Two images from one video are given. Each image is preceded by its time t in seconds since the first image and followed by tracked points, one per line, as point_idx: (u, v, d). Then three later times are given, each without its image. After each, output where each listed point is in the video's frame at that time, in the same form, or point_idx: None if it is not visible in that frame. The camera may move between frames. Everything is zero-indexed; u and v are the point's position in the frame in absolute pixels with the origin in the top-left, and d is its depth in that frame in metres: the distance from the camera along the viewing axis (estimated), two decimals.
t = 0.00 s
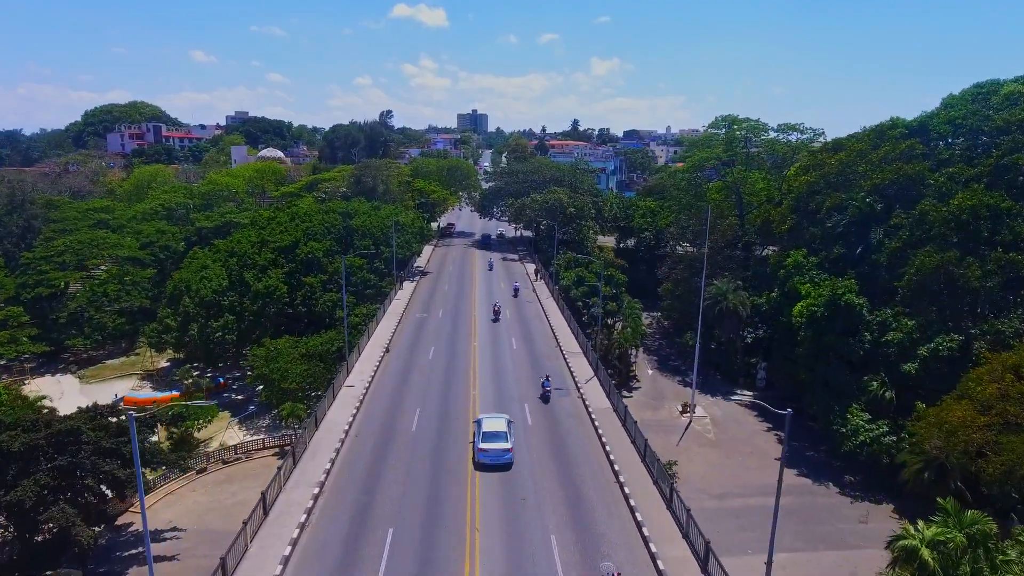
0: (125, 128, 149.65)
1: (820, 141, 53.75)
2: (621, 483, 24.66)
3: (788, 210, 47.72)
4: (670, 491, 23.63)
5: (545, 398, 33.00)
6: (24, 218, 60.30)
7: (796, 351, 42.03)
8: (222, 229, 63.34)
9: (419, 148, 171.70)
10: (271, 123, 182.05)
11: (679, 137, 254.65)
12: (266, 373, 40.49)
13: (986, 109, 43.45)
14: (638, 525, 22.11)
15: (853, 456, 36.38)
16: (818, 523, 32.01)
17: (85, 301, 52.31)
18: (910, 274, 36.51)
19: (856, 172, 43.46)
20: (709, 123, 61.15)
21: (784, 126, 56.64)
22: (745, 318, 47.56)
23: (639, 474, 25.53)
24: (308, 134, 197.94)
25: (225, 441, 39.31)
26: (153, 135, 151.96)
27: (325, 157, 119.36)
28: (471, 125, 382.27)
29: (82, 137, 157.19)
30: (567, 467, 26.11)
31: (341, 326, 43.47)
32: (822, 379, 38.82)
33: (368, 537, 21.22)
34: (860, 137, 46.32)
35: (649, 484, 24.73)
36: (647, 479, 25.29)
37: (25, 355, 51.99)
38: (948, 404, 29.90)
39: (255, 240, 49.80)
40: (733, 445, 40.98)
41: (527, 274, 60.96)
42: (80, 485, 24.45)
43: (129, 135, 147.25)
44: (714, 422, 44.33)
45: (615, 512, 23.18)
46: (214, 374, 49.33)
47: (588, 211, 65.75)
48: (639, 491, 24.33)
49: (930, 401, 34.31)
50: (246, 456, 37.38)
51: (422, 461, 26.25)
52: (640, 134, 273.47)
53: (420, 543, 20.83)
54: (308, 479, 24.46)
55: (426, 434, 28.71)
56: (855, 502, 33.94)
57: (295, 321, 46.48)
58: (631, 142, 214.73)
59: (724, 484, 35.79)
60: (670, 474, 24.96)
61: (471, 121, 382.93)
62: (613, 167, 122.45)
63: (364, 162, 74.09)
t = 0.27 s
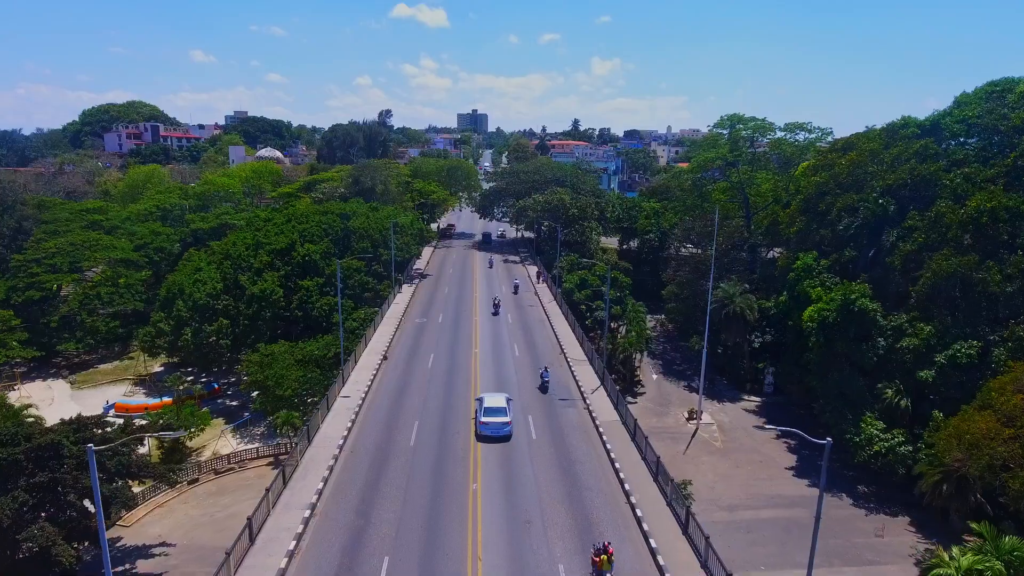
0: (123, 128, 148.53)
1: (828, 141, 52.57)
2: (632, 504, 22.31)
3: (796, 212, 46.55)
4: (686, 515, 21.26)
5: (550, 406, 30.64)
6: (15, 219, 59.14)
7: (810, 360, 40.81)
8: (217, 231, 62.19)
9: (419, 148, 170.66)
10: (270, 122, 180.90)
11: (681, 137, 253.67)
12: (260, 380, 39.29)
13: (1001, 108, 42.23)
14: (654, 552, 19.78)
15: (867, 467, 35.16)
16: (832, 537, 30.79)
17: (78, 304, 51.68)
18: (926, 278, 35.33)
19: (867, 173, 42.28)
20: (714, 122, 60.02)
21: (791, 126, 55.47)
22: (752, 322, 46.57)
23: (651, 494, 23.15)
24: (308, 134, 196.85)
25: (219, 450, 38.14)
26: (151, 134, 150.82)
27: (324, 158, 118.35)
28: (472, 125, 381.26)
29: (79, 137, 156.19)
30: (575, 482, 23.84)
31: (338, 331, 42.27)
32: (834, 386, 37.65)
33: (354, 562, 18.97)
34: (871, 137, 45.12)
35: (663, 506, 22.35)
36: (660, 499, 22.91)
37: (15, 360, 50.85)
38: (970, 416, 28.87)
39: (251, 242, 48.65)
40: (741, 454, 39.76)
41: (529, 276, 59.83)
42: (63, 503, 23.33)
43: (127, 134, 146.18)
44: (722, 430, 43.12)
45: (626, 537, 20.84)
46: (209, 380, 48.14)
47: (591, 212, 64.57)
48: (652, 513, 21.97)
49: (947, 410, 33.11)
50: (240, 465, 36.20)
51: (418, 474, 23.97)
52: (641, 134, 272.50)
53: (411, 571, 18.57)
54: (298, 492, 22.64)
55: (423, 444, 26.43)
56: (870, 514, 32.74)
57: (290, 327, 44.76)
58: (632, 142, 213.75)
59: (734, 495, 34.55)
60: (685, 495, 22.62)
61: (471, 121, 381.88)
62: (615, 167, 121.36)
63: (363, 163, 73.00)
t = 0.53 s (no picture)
0: (120, 128, 147.18)
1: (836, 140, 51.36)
2: (646, 531, 20.64)
3: (806, 213, 45.33)
4: (705, 543, 19.55)
5: (555, 420, 28.96)
6: (6, 220, 57.86)
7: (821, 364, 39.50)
8: (213, 233, 61.01)
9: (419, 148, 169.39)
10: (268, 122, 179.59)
11: (681, 137, 252.61)
12: (254, 387, 38.08)
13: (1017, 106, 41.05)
14: None
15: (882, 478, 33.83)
16: (848, 552, 29.51)
17: (69, 308, 50.36)
18: (943, 281, 34.07)
19: (879, 173, 41.09)
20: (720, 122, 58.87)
21: (798, 125, 54.28)
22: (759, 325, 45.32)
23: (665, 519, 21.52)
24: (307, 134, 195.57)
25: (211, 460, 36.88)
26: (149, 134, 149.46)
27: (323, 158, 117.07)
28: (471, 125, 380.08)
29: (76, 137, 154.86)
30: (584, 502, 22.39)
31: (334, 335, 41.04)
32: (847, 393, 36.37)
33: None
34: (882, 136, 43.93)
35: (680, 533, 20.66)
36: (676, 525, 21.23)
37: (4, 365, 49.56)
38: (994, 426, 27.53)
39: (245, 244, 47.44)
40: (750, 463, 38.49)
41: (530, 278, 58.62)
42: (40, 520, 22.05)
43: (123, 134, 144.86)
44: (729, 438, 41.87)
45: (640, 568, 19.15)
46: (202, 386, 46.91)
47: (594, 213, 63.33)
48: (668, 542, 20.24)
49: (966, 419, 31.85)
50: (232, 476, 34.95)
51: (420, 484, 23.12)
52: (641, 134, 271.29)
53: None
54: (286, 515, 21.06)
55: (421, 463, 24.80)
56: (886, 527, 31.44)
57: (288, 330, 44.02)
58: (633, 142, 212.59)
59: (744, 507, 33.29)
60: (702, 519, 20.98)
61: (471, 121, 380.62)
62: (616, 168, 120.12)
63: (361, 163, 71.80)
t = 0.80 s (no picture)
0: (117, 128, 145.99)
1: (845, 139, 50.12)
2: (661, 560, 19.09)
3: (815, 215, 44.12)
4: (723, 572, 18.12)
5: (560, 434, 27.58)
6: None
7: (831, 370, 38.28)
8: (208, 235, 59.88)
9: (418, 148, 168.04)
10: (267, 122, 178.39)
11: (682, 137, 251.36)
12: (247, 394, 36.87)
13: None
14: None
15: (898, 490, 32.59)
16: (863, 568, 28.31)
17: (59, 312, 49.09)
18: (960, 286, 32.85)
19: (892, 174, 39.90)
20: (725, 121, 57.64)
21: (806, 124, 53.07)
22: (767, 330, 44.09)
23: (680, 545, 20.10)
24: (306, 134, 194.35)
25: (203, 471, 35.66)
26: (146, 134, 148.27)
27: (321, 158, 115.87)
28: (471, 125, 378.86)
29: (73, 137, 153.72)
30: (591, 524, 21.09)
31: (330, 341, 39.83)
32: (860, 402, 35.14)
33: None
34: (894, 136, 42.73)
35: (695, 558, 19.45)
36: (693, 554, 19.73)
37: None
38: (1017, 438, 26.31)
39: (239, 247, 46.26)
40: (759, 473, 37.27)
41: (532, 281, 57.42)
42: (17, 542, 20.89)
43: (121, 134, 143.72)
44: (737, 446, 40.65)
45: None
46: (195, 392, 45.75)
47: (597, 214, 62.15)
48: (684, 573, 18.68)
49: (986, 429, 30.63)
50: (224, 488, 33.73)
51: (420, 489, 22.96)
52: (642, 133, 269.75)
53: None
54: (274, 541, 19.77)
55: (419, 482, 23.49)
56: (903, 542, 30.21)
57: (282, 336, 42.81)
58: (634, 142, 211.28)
59: (754, 521, 32.08)
60: (720, 546, 19.51)
61: (471, 121, 379.43)
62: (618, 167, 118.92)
63: (360, 163, 70.62)
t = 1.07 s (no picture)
0: (114, 127, 145.11)
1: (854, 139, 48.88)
2: None
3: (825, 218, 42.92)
4: None
5: (565, 450, 26.17)
6: None
7: (843, 377, 37.06)
8: (202, 237, 58.73)
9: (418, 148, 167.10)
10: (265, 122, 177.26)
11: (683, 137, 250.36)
12: (240, 402, 35.69)
13: None
14: None
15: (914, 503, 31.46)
16: None
17: (48, 316, 47.92)
18: (979, 291, 31.55)
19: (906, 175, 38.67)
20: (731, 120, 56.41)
21: (813, 123, 51.82)
22: (774, 334, 42.95)
23: None
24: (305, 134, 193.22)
25: (193, 482, 34.47)
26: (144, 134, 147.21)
27: (320, 158, 114.76)
28: (472, 125, 378.25)
29: (70, 137, 152.82)
30: (600, 553, 19.61)
31: (326, 347, 38.65)
32: (873, 411, 33.91)
33: None
34: (907, 136, 41.50)
35: None
36: None
37: None
38: None
39: (233, 249, 45.07)
40: (768, 484, 36.07)
41: (533, 285, 56.22)
42: None
43: (118, 133, 142.68)
44: (744, 455, 39.46)
45: None
46: (187, 399, 44.58)
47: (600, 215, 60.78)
48: None
49: (1007, 441, 29.35)
50: (215, 500, 32.54)
51: (416, 511, 21.60)
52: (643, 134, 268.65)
53: None
54: (259, 572, 18.42)
55: (415, 506, 21.98)
56: (920, 559, 28.95)
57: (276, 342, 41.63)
58: (635, 143, 210.00)
59: (764, 535, 30.89)
60: None
61: (471, 121, 378.47)
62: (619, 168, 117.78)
63: (357, 163, 69.47)
